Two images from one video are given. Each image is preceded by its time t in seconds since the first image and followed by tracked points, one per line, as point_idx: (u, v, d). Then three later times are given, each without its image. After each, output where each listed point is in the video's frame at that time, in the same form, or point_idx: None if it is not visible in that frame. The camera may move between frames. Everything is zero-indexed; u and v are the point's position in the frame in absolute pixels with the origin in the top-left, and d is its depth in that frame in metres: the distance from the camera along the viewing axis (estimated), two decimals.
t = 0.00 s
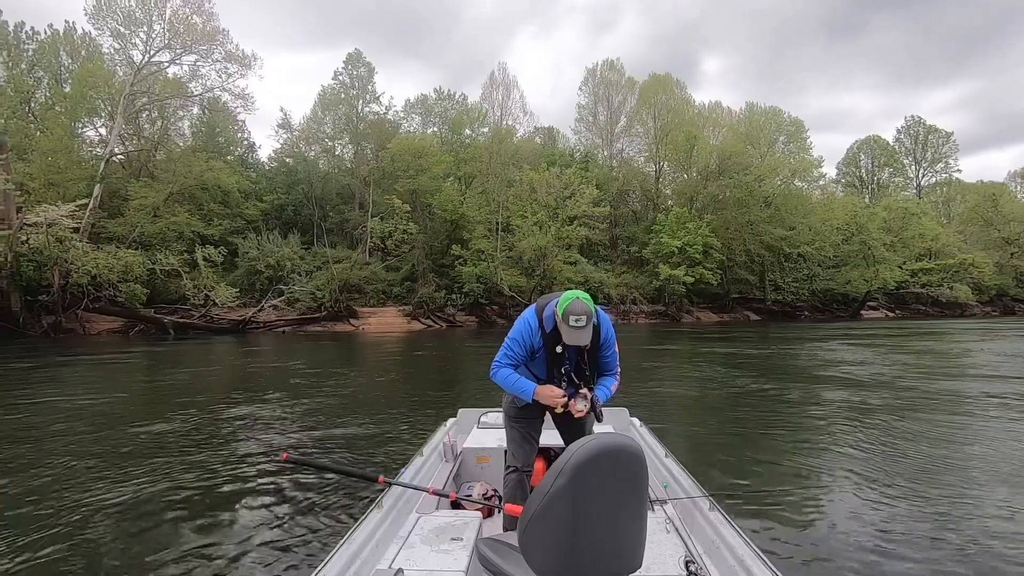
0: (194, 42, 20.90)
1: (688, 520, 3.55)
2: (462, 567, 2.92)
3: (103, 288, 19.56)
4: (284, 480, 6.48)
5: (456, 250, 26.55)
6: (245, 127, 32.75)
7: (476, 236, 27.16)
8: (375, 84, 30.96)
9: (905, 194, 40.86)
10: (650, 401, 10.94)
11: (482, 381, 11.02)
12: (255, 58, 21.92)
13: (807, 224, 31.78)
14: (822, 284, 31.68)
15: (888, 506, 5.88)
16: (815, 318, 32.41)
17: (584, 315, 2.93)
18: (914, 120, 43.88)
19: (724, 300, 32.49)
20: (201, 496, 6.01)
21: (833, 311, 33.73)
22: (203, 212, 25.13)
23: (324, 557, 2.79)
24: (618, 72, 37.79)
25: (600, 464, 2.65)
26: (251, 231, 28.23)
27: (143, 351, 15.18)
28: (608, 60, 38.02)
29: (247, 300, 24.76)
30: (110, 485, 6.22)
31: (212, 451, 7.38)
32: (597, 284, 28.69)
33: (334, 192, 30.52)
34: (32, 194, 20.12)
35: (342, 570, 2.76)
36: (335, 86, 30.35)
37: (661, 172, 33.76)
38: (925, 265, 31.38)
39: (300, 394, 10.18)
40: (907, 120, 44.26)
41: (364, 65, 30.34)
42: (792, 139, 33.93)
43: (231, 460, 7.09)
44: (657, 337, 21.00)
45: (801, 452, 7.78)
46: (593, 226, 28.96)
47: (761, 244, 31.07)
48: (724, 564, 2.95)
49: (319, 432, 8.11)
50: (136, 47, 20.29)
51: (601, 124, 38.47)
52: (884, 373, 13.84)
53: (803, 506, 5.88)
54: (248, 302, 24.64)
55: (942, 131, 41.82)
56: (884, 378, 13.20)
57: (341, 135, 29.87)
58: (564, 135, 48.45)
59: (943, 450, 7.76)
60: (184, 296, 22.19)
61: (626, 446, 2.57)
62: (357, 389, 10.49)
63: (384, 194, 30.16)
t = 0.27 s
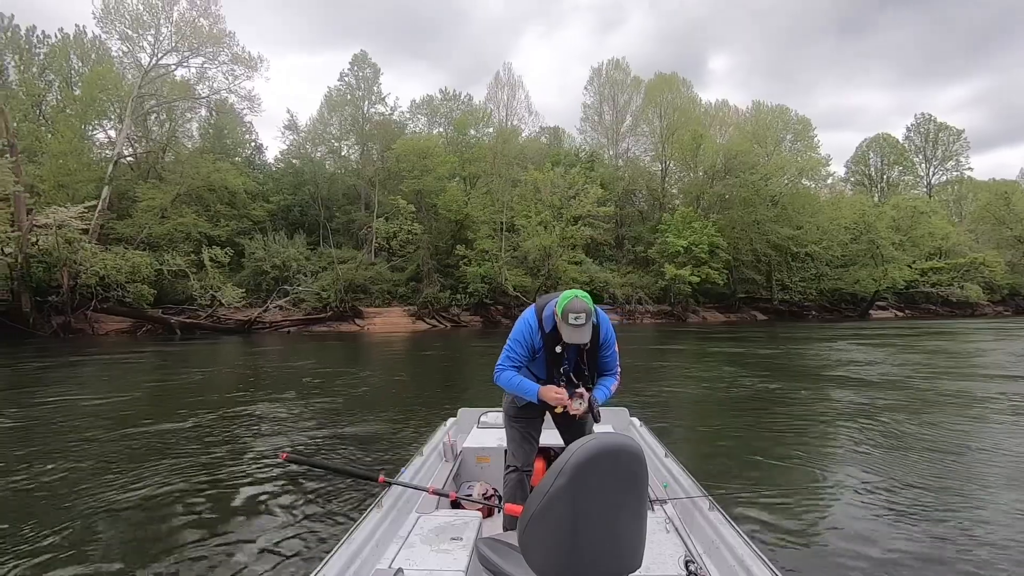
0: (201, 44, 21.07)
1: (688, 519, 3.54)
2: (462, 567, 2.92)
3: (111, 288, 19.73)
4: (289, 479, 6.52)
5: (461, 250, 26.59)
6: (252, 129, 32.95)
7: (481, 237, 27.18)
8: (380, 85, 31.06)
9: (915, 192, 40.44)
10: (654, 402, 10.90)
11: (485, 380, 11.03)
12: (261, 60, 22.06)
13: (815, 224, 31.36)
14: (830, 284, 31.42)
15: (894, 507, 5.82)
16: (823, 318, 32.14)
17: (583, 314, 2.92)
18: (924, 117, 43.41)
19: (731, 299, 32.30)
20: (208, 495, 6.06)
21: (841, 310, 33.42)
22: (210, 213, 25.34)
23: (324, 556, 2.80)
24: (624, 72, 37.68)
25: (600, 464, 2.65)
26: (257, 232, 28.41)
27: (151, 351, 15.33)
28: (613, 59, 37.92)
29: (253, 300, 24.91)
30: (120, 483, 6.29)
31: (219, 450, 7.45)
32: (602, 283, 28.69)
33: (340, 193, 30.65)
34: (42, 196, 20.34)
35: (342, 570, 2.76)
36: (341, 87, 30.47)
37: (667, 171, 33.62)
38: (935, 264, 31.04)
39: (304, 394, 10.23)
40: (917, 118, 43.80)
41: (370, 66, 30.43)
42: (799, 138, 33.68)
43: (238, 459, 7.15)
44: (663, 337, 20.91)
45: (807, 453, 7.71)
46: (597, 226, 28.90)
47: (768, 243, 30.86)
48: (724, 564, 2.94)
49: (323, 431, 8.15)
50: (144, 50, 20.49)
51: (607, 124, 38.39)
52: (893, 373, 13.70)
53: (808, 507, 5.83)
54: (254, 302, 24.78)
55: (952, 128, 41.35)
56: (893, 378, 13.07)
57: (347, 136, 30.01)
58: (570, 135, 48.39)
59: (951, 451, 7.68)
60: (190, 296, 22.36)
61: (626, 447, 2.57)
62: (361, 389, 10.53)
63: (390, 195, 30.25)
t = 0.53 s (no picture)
0: (209, 47, 21.24)
1: (688, 519, 3.53)
2: (462, 567, 2.92)
3: (120, 289, 20.01)
4: (295, 478, 6.56)
5: (466, 250, 26.65)
6: (259, 130, 33.18)
7: (486, 237, 27.21)
8: (386, 86, 31.15)
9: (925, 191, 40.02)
10: (659, 402, 10.87)
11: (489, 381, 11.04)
12: (268, 62, 22.21)
13: (822, 223, 31.03)
14: (838, 283, 31.16)
15: (901, 509, 5.76)
16: (831, 318, 31.85)
17: (585, 315, 2.92)
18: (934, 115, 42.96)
19: (737, 299, 32.12)
20: (215, 493, 6.12)
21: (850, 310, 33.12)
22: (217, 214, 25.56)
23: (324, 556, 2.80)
24: (629, 71, 37.59)
25: (600, 464, 2.65)
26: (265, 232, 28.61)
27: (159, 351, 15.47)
28: (619, 58, 37.83)
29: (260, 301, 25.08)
30: (129, 482, 6.35)
31: (227, 449, 7.51)
32: (607, 283, 28.86)
33: (346, 193, 30.78)
34: (52, 198, 20.61)
35: (342, 570, 2.76)
36: (347, 88, 30.60)
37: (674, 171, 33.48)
38: (945, 263, 30.72)
39: (309, 394, 10.29)
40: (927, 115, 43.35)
41: (376, 68, 30.53)
42: (807, 136, 33.42)
43: (244, 458, 7.20)
44: (669, 337, 20.82)
45: (813, 453, 7.66)
46: (603, 225, 28.86)
47: (775, 242, 30.64)
48: (724, 564, 2.92)
49: (328, 431, 8.19)
50: (152, 54, 20.70)
51: (613, 123, 38.28)
52: (902, 374, 13.57)
53: (813, 508, 5.79)
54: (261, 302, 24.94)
55: (964, 126, 40.89)
56: (901, 378, 12.95)
57: (353, 137, 30.14)
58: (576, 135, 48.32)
59: (960, 453, 7.59)
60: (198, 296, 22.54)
61: (626, 447, 2.57)
62: (366, 389, 10.57)
63: (396, 195, 30.34)
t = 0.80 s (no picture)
0: (216, 49, 21.40)
1: (687, 519, 3.52)
2: (463, 567, 2.94)
3: (128, 289, 20.19)
4: (301, 477, 6.60)
5: (470, 250, 26.70)
6: (266, 132, 33.37)
7: (491, 237, 27.24)
8: (392, 86, 31.22)
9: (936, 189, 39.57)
10: (664, 402, 10.83)
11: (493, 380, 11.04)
12: (275, 64, 22.34)
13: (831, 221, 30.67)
14: (847, 283, 30.88)
15: (908, 511, 5.70)
16: (840, 318, 31.56)
17: (587, 316, 2.91)
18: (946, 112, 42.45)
19: (744, 299, 31.93)
20: (222, 491, 6.17)
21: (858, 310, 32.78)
22: (224, 215, 25.78)
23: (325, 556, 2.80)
24: (635, 70, 37.46)
25: (600, 464, 2.65)
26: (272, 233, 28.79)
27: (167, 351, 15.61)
28: (625, 58, 37.70)
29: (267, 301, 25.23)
30: (138, 481, 6.41)
31: (234, 449, 7.57)
32: (613, 283, 28.87)
33: (352, 194, 30.93)
34: (62, 200, 20.89)
35: (343, 569, 2.76)
36: (353, 89, 30.69)
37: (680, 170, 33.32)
38: (956, 262, 30.36)
39: (315, 393, 10.34)
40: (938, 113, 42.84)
41: (382, 68, 30.62)
42: (814, 135, 33.08)
43: (251, 457, 7.26)
44: (675, 337, 20.73)
45: (819, 454, 7.60)
46: (608, 225, 28.79)
47: (782, 242, 30.41)
48: (725, 564, 2.91)
49: (334, 431, 8.24)
50: (160, 56, 20.90)
51: (619, 123, 38.17)
52: (911, 374, 13.43)
53: (818, 509, 5.75)
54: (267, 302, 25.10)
55: (976, 124, 40.40)
56: (910, 379, 12.82)
57: (360, 138, 30.25)
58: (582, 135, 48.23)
59: (969, 454, 7.50)
60: (205, 297, 22.72)
61: (626, 447, 2.56)
62: (371, 388, 10.63)
63: (401, 196, 30.44)
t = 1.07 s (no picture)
0: (224, 51, 21.55)
1: (687, 519, 3.52)
2: (463, 567, 2.94)
3: (137, 289, 20.59)
4: (306, 476, 6.64)
5: (475, 250, 26.75)
6: (274, 133, 33.60)
7: (497, 237, 27.28)
8: (398, 87, 31.31)
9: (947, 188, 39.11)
10: (667, 402, 10.80)
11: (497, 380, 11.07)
12: (281, 65, 22.48)
13: (839, 221, 29.77)
14: (856, 283, 30.58)
15: (913, 512, 5.66)
16: (848, 318, 31.28)
17: (586, 318, 2.91)
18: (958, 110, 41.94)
19: (751, 299, 31.74)
20: (228, 490, 6.21)
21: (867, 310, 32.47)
22: (232, 216, 26.00)
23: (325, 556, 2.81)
24: (642, 69, 37.35)
25: (600, 464, 2.65)
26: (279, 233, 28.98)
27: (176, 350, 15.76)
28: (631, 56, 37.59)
29: (273, 301, 25.41)
30: (146, 479, 6.48)
31: (240, 447, 7.63)
32: (618, 283, 28.83)
33: (358, 194, 31.06)
34: (73, 201, 21.17)
35: (343, 569, 2.77)
36: (359, 90, 30.80)
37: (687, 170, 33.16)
38: (967, 262, 30.00)
39: (320, 393, 10.41)
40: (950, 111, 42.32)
41: (388, 69, 30.70)
42: (823, 134, 32.65)
43: (257, 456, 7.31)
44: (680, 337, 20.66)
45: (825, 455, 7.54)
46: (613, 225, 28.72)
47: (789, 242, 30.14)
48: (725, 564, 2.90)
49: (339, 430, 8.29)
50: (168, 59, 21.08)
51: (625, 122, 38.06)
52: (920, 375, 13.30)
53: (822, 510, 5.72)
54: (274, 302, 25.28)
55: (988, 121, 39.89)
56: (919, 380, 12.70)
57: (366, 139, 30.37)
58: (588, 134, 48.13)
59: (977, 456, 7.42)
60: (212, 297, 22.91)
61: (626, 447, 2.56)
62: (375, 388, 10.68)
63: (407, 195, 30.53)
